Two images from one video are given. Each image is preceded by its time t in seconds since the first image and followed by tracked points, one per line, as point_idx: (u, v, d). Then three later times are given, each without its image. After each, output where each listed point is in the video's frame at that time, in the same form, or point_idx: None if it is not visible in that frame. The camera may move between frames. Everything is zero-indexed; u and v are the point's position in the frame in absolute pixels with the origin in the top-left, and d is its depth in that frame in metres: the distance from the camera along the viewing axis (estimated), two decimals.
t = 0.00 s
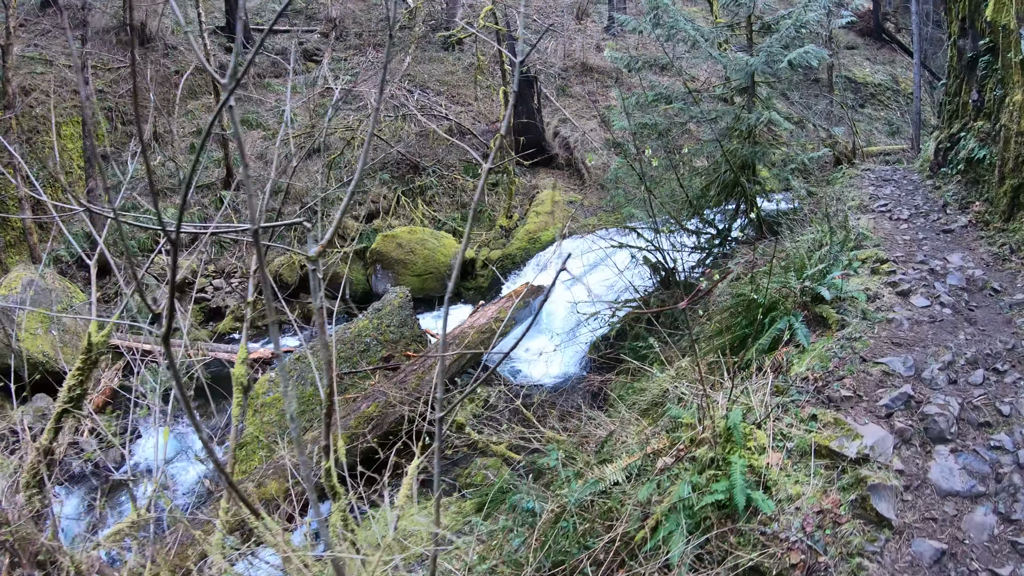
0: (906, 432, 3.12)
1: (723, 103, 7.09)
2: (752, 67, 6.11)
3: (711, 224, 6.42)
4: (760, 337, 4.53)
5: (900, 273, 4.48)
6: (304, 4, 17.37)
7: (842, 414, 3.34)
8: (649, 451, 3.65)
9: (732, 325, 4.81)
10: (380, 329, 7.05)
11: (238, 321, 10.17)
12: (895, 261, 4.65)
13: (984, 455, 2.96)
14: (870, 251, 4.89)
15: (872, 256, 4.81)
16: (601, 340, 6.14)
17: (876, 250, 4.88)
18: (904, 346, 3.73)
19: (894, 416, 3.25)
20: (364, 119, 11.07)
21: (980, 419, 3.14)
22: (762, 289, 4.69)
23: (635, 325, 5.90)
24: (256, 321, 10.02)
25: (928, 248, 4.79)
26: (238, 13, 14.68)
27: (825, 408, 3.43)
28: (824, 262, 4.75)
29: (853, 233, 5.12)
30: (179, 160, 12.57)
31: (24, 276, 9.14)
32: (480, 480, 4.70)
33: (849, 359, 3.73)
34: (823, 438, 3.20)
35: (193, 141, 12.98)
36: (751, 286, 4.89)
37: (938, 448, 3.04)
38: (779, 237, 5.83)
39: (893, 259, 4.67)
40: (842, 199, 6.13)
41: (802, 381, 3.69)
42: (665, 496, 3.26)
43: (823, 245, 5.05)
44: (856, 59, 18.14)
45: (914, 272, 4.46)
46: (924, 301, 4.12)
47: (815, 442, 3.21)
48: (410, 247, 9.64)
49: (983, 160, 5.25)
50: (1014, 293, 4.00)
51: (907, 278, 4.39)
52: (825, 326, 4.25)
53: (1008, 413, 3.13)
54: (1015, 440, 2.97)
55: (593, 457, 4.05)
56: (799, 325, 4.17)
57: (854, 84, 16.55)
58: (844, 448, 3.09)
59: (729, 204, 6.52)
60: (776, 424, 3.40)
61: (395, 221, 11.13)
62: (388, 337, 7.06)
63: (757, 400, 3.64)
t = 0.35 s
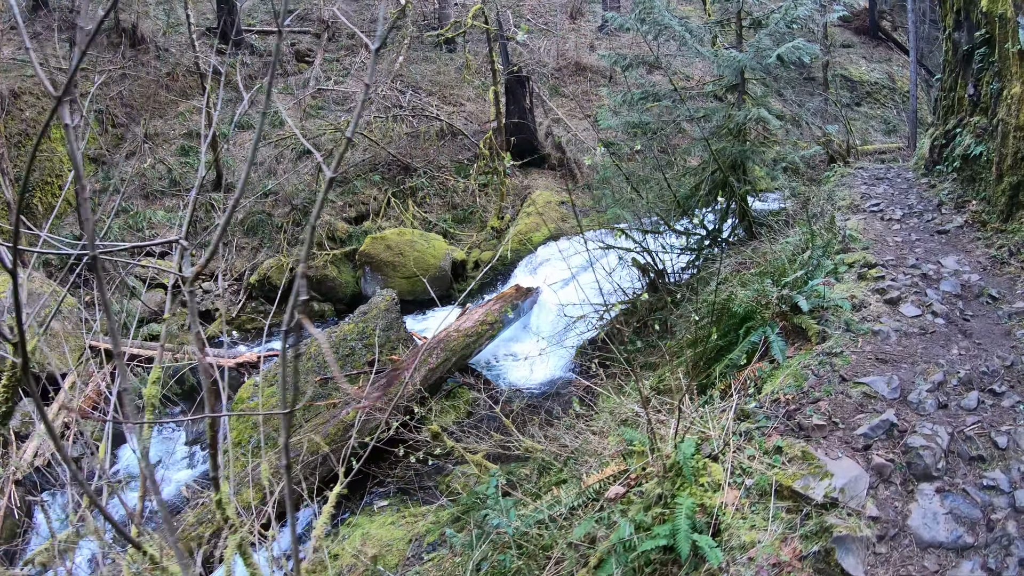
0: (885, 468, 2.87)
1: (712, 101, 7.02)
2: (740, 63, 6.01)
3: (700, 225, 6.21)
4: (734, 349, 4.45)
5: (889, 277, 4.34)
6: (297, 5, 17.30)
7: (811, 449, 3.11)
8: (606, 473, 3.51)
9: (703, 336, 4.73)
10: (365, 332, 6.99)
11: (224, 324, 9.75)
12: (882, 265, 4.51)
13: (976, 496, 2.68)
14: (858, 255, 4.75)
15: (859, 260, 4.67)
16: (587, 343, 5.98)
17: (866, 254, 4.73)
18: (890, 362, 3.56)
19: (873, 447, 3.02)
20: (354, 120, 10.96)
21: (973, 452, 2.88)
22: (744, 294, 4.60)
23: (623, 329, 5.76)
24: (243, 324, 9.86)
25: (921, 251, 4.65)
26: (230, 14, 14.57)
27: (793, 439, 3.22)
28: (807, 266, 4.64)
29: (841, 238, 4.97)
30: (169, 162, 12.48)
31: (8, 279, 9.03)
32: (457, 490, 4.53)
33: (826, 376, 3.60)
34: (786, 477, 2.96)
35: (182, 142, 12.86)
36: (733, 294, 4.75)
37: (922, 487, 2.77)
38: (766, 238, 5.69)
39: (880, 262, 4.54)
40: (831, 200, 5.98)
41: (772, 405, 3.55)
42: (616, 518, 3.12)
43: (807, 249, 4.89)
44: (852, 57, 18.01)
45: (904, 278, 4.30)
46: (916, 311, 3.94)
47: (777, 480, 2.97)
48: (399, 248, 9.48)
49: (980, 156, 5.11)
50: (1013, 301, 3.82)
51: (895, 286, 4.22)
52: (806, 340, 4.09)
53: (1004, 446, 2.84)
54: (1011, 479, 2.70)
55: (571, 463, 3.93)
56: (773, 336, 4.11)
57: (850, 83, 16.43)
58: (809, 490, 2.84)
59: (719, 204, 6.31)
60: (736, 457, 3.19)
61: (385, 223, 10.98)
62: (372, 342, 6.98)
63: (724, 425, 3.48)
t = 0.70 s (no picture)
0: (854, 534, 2.57)
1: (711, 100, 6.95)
2: (733, 64, 5.91)
3: (693, 230, 6.09)
4: (709, 373, 4.16)
5: (880, 296, 4.09)
6: (294, 4, 17.14)
7: (769, 507, 2.81)
8: (563, 509, 3.38)
9: (676, 361, 4.50)
10: (355, 337, 6.94)
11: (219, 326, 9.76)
12: (872, 282, 4.26)
13: (955, 570, 2.37)
14: (847, 270, 4.51)
15: (848, 277, 4.41)
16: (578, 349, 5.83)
17: (854, 270, 4.47)
18: (872, 400, 3.24)
19: (843, 506, 2.72)
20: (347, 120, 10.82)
21: (958, 514, 2.57)
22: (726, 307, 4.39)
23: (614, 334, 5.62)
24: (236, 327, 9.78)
25: (916, 265, 4.46)
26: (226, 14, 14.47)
27: (754, 494, 2.92)
28: (793, 278, 4.35)
29: (830, 254, 4.74)
30: (162, 162, 12.36)
31: None
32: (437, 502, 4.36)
33: (799, 414, 3.30)
34: (736, 544, 2.68)
35: (176, 142, 12.76)
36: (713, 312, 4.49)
37: (896, 555, 2.48)
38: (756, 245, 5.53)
39: (869, 279, 4.28)
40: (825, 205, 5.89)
41: (734, 448, 3.26)
42: (564, 564, 3.00)
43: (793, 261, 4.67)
44: (853, 57, 17.81)
45: (895, 299, 4.02)
46: (907, 337, 3.66)
47: (724, 547, 2.69)
48: (391, 251, 9.35)
49: (982, 162, 4.98)
50: (1013, 326, 3.58)
51: (884, 307, 3.95)
52: (785, 367, 3.80)
53: (993, 510, 2.54)
54: (998, 551, 2.39)
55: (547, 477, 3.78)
56: (748, 364, 3.84)
57: (850, 83, 16.26)
58: (761, 561, 2.56)
59: (712, 209, 6.17)
60: (686, 512, 2.92)
61: (378, 224, 10.83)
62: (361, 347, 6.91)
63: (679, 474, 3.20)
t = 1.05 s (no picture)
0: None
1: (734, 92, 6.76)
2: (752, 55, 5.73)
3: (710, 230, 5.87)
4: (707, 398, 3.66)
5: (908, 310, 3.80)
6: None
7: None
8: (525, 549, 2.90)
9: (672, 381, 3.99)
10: (364, 333, 6.84)
11: (234, 320, 9.84)
12: (899, 293, 3.98)
13: None
14: (872, 280, 4.21)
15: (874, 288, 4.12)
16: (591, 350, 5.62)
17: (885, 279, 4.18)
18: (895, 448, 2.88)
19: None
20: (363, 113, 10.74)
21: None
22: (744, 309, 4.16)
23: (628, 336, 5.42)
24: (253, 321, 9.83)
25: (951, 274, 4.17)
26: (245, 8, 14.56)
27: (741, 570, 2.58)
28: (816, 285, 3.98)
29: (853, 262, 4.44)
30: (181, 156, 12.49)
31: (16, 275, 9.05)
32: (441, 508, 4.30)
33: (806, 461, 2.95)
34: None
35: (195, 137, 12.89)
36: (725, 318, 4.29)
37: None
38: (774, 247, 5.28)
39: (897, 291, 4.00)
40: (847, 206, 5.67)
41: (726, 503, 2.92)
42: None
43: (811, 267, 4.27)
44: (879, 51, 17.18)
45: (930, 316, 3.71)
46: (942, 363, 3.33)
47: None
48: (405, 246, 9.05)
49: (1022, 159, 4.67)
50: None
51: (915, 325, 3.65)
52: (797, 397, 3.39)
53: None
54: None
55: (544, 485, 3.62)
56: (754, 394, 3.39)
57: (878, 79, 15.74)
58: None
59: (731, 207, 5.93)
60: None
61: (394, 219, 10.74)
62: (370, 343, 6.80)
63: (652, 534, 2.85)
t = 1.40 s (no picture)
0: None
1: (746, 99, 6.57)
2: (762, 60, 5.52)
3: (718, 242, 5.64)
4: (681, 464, 3.05)
5: (921, 360, 3.16)
6: (324, 2, 17.09)
7: None
8: None
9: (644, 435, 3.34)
10: (363, 343, 6.74)
11: (237, 325, 9.83)
12: (910, 337, 3.34)
13: None
14: (882, 319, 3.56)
15: (882, 330, 3.47)
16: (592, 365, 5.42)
17: (897, 317, 3.54)
18: (890, 548, 2.33)
19: None
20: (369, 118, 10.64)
21: None
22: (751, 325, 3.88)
23: (631, 351, 5.21)
24: (256, 326, 9.77)
25: (971, 312, 3.55)
26: (256, 12, 14.61)
27: None
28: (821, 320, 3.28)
29: (861, 299, 3.84)
30: (188, 160, 12.55)
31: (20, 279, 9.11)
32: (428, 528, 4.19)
33: (780, 562, 2.42)
34: None
35: (203, 141, 12.95)
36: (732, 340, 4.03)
37: None
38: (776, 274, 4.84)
39: (908, 334, 3.36)
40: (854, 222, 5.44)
41: None
42: None
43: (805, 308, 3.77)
44: (896, 57, 16.81)
45: (947, 367, 3.08)
46: (957, 431, 2.73)
47: None
48: (411, 253, 8.84)
49: None
50: None
51: (929, 381, 3.01)
52: (782, 468, 2.84)
53: None
54: None
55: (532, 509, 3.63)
56: (732, 465, 2.81)
57: (893, 85, 15.39)
58: None
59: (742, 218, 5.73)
60: None
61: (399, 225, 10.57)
62: (369, 354, 6.69)
63: None
